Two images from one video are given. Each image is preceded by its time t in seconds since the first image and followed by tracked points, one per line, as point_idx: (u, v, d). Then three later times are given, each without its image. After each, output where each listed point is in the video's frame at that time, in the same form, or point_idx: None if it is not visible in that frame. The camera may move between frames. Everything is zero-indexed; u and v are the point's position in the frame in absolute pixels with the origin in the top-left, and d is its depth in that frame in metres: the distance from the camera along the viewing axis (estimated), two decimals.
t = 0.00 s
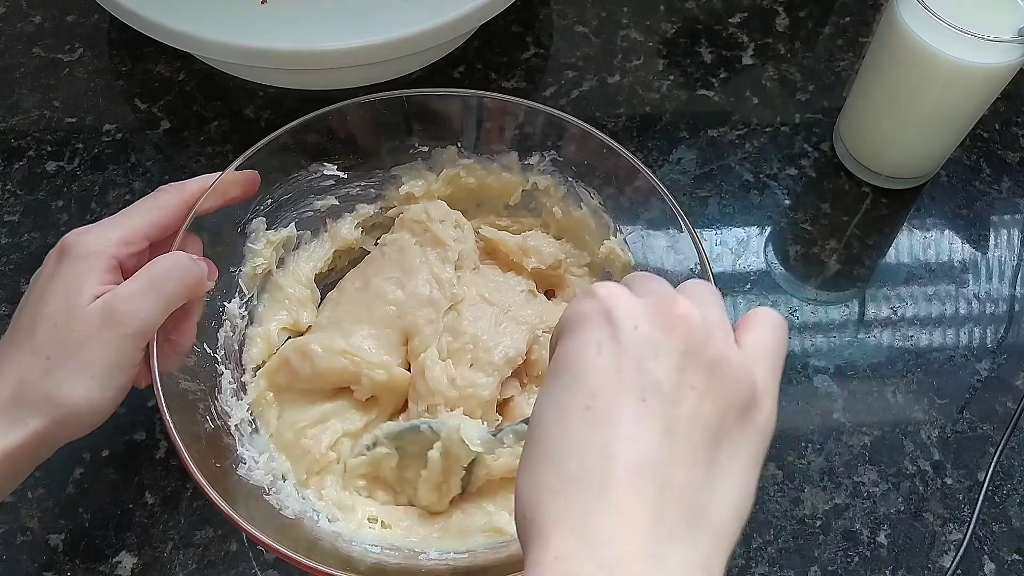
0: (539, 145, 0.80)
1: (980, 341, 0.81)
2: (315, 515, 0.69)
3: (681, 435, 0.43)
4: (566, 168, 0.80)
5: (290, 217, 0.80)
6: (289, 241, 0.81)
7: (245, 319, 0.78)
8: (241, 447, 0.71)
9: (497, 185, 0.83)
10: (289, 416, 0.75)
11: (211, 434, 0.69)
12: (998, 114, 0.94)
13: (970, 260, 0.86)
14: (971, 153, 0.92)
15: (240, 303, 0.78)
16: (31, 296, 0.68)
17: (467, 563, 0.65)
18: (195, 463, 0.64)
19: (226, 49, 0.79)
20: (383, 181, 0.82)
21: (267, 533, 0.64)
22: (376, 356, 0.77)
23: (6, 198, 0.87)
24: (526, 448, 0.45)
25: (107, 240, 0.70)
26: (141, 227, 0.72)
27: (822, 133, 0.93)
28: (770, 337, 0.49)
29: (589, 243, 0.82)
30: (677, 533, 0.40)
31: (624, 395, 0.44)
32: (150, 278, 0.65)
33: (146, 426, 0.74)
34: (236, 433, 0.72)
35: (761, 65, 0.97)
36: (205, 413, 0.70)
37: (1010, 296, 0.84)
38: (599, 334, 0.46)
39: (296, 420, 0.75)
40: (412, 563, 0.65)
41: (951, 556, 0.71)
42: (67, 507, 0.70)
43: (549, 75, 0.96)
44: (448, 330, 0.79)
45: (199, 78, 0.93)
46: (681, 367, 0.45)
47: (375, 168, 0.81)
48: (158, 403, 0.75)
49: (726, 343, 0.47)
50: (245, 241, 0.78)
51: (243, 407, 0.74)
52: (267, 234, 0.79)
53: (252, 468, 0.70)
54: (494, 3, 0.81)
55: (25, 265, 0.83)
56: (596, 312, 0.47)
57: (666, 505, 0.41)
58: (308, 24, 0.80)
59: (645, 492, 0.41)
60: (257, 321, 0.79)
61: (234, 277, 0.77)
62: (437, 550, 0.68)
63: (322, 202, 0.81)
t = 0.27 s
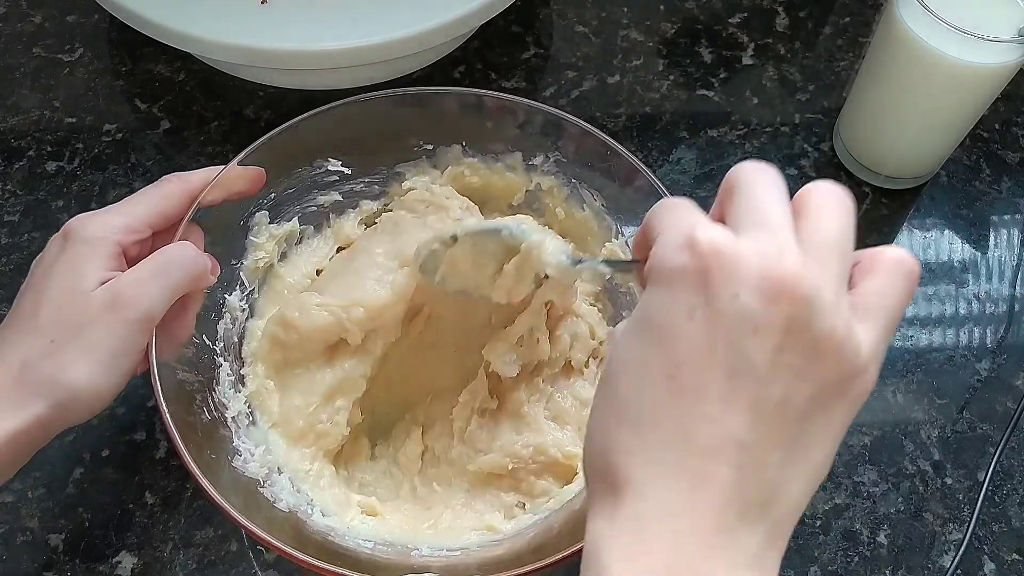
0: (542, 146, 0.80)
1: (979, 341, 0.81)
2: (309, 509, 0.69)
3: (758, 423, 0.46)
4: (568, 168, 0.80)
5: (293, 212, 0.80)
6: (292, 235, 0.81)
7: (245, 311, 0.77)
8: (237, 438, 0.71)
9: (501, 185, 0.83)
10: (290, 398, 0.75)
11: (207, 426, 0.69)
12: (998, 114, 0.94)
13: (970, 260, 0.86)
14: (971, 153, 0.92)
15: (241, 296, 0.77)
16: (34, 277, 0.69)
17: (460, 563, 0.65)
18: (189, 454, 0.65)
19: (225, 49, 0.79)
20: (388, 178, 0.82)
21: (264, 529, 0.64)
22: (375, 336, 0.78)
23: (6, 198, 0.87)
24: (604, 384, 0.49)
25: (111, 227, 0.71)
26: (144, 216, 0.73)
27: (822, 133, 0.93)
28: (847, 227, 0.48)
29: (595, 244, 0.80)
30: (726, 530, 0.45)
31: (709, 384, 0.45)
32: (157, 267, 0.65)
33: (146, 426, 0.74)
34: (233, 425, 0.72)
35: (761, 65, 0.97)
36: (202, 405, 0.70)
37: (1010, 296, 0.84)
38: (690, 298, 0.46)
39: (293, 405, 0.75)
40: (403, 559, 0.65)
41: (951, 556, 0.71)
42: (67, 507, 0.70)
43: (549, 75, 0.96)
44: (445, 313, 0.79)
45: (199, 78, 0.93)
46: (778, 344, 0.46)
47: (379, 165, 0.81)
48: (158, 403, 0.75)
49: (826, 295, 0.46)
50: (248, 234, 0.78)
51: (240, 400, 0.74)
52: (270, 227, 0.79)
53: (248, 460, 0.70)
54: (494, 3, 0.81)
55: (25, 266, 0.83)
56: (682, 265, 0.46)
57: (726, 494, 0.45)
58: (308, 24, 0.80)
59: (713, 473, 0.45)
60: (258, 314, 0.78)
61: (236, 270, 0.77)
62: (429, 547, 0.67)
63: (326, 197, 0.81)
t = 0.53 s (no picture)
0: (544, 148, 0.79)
1: (979, 341, 0.81)
2: (308, 509, 0.69)
3: (614, 244, 0.44)
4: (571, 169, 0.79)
5: (294, 211, 0.80)
6: (293, 235, 0.81)
7: (245, 310, 0.78)
8: (235, 438, 0.71)
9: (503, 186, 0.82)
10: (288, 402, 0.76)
11: (206, 426, 0.69)
12: (998, 114, 0.94)
13: (970, 260, 0.86)
14: (971, 153, 0.92)
15: (241, 295, 0.78)
16: (40, 285, 0.69)
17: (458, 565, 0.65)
18: (190, 455, 0.65)
19: (225, 49, 0.79)
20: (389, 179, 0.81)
21: (265, 528, 0.64)
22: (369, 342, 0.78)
23: (6, 198, 0.87)
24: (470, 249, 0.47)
25: (114, 227, 0.71)
26: (145, 214, 0.73)
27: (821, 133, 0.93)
28: (708, 147, 0.48)
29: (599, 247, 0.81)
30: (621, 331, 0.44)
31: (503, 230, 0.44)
32: (160, 264, 0.65)
33: (146, 426, 0.74)
34: (232, 425, 0.72)
35: (761, 65, 0.97)
36: (201, 404, 0.70)
37: (1010, 296, 0.84)
38: (529, 163, 0.44)
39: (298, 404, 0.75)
40: (399, 559, 0.64)
41: (951, 556, 0.71)
42: (67, 507, 0.70)
43: (549, 75, 0.96)
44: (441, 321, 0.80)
45: (199, 78, 0.93)
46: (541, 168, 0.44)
47: (380, 166, 0.81)
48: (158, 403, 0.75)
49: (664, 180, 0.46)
50: (248, 233, 0.78)
51: (240, 399, 0.74)
52: (270, 226, 0.79)
53: (246, 459, 0.71)
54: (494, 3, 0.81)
55: (25, 265, 0.83)
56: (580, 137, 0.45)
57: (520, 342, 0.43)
58: (308, 24, 0.80)
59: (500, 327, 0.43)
60: (257, 313, 0.79)
61: (236, 269, 0.78)
62: (427, 547, 0.66)
63: (327, 197, 0.81)
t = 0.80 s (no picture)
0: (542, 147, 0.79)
1: (980, 341, 0.81)
2: (308, 511, 0.69)
3: (650, 206, 0.40)
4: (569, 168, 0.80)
5: (293, 211, 0.80)
6: (291, 236, 0.81)
7: (244, 311, 0.78)
8: (235, 440, 0.71)
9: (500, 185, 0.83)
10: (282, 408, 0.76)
11: (206, 427, 0.69)
12: (998, 114, 0.94)
13: (970, 260, 0.86)
14: (971, 153, 0.92)
15: (240, 295, 0.78)
16: (41, 288, 0.69)
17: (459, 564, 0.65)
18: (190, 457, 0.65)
19: (223, 49, 0.79)
20: (387, 179, 0.82)
21: (264, 527, 0.64)
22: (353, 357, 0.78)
23: (6, 198, 0.87)
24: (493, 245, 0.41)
25: (112, 227, 0.71)
26: (144, 214, 0.73)
27: (821, 133, 0.93)
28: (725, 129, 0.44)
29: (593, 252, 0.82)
30: (689, 303, 0.38)
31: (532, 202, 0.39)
32: (162, 264, 0.65)
33: (146, 426, 0.74)
34: (231, 427, 0.72)
35: (761, 65, 0.97)
36: (201, 405, 0.70)
37: (1010, 296, 0.84)
38: (543, 127, 0.41)
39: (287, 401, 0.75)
40: (403, 559, 0.65)
41: (951, 556, 0.71)
42: (67, 507, 0.70)
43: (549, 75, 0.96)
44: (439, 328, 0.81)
45: (199, 78, 0.93)
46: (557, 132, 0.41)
47: (379, 166, 0.81)
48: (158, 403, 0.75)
49: (692, 132, 0.43)
50: (246, 234, 0.78)
51: (239, 402, 0.74)
52: (268, 228, 0.79)
53: (247, 461, 0.70)
54: (493, 3, 0.81)
55: (25, 265, 0.83)
56: (586, 101, 0.43)
57: (585, 344, 0.36)
58: (307, 24, 0.80)
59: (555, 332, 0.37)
60: (257, 312, 0.79)
61: (234, 270, 0.78)
62: (428, 547, 0.68)
63: (325, 197, 0.81)
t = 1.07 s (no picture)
0: (544, 147, 0.79)
1: (980, 341, 0.81)
2: (308, 511, 0.69)
3: (662, 367, 0.44)
4: (569, 169, 0.80)
5: (293, 211, 0.80)
6: (291, 235, 0.81)
7: (244, 310, 0.78)
8: (235, 439, 0.71)
9: (500, 185, 0.83)
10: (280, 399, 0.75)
11: (206, 426, 0.69)
12: (998, 114, 0.94)
13: (970, 260, 0.86)
14: (972, 153, 0.92)
15: (240, 295, 0.78)
16: (35, 282, 0.68)
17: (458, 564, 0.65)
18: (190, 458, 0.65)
19: (223, 49, 0.79)
20: (387, 179, 0.82)
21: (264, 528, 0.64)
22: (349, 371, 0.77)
23: (6, 198, 0.86)
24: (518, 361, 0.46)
25: (110, 226, 0.71)
26: (143, 215, 0.73)
27: (822, 133, 0.93)
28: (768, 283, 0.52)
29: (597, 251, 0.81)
30: (662, 458, 0.43)
31: (602, 332, 0.44)
32: (159, 264, 0.65)
33: (146, 426, 0.74)
34: (231, 426, 0.72)
35: (761, 65, 0.97)
36: (202, 405, 0.70)
37: (1010, 296, 0.84)
38: (580, 266, 0.47)
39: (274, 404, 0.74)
40: (403, 560, 0.65)
41: (951, 556, 0.71)
42: (67, 507, 0.70)
43: (549, 75, 0.96)
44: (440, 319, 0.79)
45: (199, 78, 0.93)
46: (661, 294, 0.46)
47: (379, 166, 0.81)
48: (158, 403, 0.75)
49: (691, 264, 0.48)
50: (247, 234, 0.78)
51: (239, 402, 0.74)
52: (269, 227, 0.79)
53: (246, 460, 0.70)
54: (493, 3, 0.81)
55: (25, 265, 0.83)
56: (627, 246, 0.47)
57: (573, 470, 0.41)
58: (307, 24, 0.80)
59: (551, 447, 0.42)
60: (257, 311, 0.79)
61: (235, 270, 0.77)
62: (428, 548, 0.68)
63: (326, 197, 0.81)
